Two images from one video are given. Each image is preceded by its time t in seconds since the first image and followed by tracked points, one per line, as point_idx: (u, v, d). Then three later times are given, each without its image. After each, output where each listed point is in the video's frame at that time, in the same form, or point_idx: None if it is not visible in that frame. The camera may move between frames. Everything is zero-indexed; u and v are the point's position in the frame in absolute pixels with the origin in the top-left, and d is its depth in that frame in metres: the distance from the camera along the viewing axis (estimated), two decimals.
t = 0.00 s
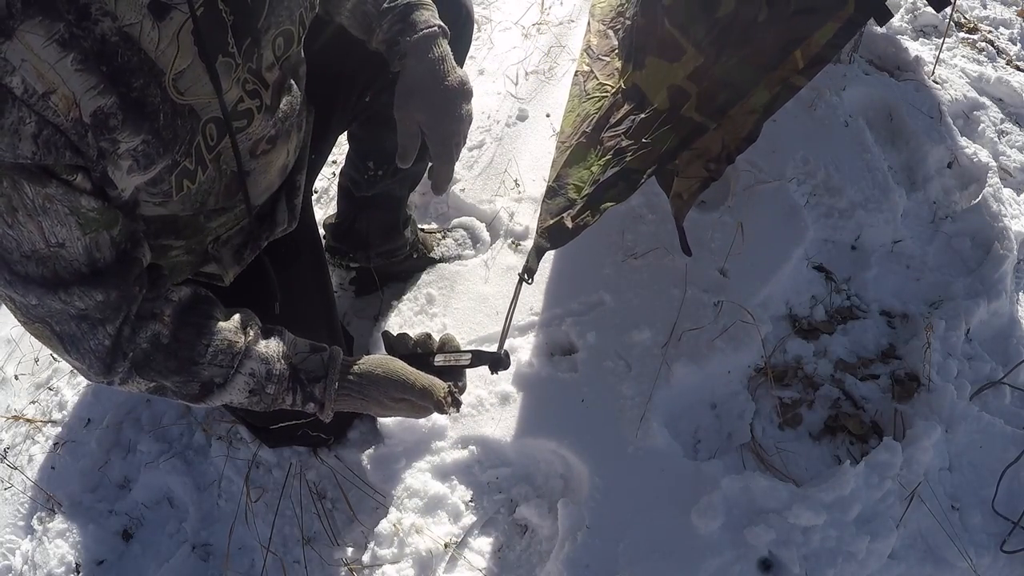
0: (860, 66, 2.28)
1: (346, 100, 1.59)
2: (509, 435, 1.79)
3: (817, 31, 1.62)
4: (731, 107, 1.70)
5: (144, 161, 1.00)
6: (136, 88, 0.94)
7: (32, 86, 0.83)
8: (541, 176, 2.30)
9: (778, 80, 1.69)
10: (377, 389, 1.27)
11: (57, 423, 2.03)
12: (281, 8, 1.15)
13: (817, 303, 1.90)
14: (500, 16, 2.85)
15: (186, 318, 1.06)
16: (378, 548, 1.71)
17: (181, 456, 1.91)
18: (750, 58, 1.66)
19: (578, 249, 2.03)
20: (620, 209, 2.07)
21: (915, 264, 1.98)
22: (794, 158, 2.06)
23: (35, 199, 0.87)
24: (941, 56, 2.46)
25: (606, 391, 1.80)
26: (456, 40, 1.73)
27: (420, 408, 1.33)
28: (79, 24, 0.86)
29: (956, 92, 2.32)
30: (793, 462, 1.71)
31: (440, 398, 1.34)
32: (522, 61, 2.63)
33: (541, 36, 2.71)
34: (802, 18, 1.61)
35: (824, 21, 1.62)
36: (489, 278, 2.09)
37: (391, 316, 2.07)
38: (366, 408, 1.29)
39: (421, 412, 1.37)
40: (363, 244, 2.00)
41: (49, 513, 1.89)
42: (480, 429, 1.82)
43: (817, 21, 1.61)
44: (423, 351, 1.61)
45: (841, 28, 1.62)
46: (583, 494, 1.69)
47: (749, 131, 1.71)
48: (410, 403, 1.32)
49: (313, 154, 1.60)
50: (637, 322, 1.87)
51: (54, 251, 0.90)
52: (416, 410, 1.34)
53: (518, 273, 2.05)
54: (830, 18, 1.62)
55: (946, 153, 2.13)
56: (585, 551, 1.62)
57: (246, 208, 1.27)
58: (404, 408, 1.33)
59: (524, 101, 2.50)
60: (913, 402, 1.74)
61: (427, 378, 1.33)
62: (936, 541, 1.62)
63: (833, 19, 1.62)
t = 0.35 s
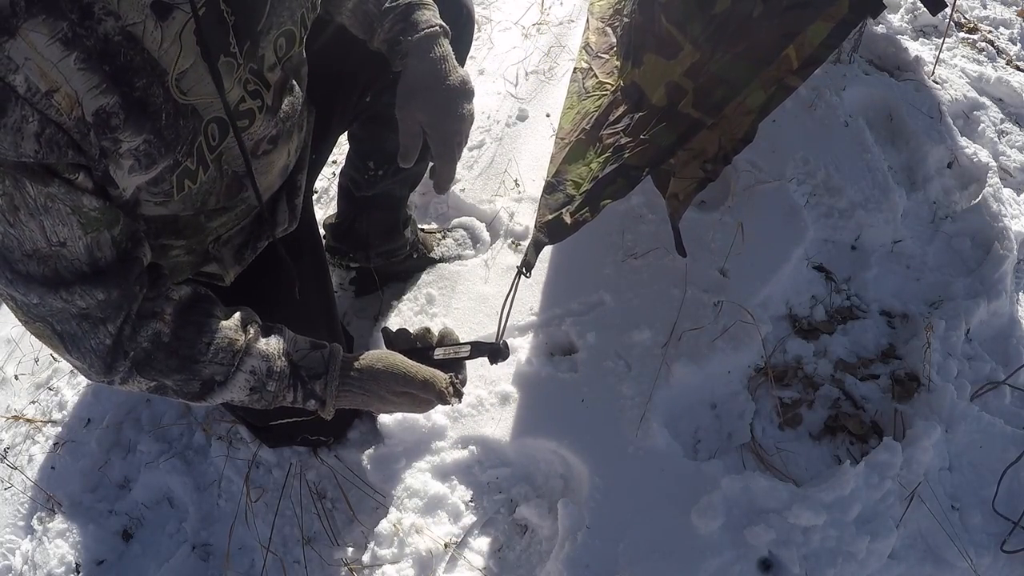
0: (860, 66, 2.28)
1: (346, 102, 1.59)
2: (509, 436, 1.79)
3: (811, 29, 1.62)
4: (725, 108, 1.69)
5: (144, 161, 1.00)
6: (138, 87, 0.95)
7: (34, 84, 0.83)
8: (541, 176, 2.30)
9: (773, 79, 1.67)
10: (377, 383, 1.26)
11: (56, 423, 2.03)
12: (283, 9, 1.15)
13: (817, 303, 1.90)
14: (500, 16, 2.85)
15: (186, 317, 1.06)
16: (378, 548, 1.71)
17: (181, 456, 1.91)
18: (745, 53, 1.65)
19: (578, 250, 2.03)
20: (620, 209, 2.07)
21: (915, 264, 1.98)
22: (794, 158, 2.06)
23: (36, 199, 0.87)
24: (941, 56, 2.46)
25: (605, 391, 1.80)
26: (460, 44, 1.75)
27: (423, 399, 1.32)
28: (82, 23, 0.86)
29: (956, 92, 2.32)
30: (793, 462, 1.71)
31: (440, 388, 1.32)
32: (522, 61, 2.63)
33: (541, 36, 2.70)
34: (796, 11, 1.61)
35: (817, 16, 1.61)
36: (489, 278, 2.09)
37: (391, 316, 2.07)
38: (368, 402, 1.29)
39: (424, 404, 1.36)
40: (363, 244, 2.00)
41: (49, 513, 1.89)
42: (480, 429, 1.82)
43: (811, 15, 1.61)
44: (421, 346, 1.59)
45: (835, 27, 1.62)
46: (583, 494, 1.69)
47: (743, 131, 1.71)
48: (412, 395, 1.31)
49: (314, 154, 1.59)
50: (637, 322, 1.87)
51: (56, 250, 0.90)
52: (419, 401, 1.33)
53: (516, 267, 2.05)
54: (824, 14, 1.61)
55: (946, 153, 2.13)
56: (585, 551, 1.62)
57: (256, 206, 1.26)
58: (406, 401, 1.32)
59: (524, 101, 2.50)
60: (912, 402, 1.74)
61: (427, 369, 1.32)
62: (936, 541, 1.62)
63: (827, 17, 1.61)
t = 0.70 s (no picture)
0: (860, 66, 2.29)
1: (346, 102, 1.60)
2: (509, 435, 1.79)
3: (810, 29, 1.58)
4: (722, 102, 1.67)
5: (145, 161, 1.00)
6: (139, 87, 0.95)
7: (36, 84, 0.83)
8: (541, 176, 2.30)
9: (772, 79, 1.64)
10: (372, 369, 1.27)
11: (56, 423, 2.03)
12: (282, 8, 1.15)
13: (817, 303, 1.90)
14: (500, 16, 2.84)
15: (187, 314, 1.06)
16: (378, 548, 1.71)
17: (181, 456, 1.91)
18: (739, 49, 1.62)
19: (578, 250, 2.04)
20: (620, 210, 2.07)
21: (915, 264, 1.98)
22: (794, 158, 2.06)
23: (38, 199, 0.87)
24: (941, 56, 2.46)
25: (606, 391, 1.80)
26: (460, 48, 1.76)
27: (421, 376, 1.32)
28: (83, 23, 0.86)
29: (956, 92, 2.32)
30: (793, 462, 1.71)
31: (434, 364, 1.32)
32: (522, 61, 2.63)
33: (541, 36, 2.70)
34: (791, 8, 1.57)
35: (814, 16, 1.58)
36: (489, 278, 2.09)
37: (391, 316, 2.07)
38: (370, 392, 1.30)
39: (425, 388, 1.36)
40: (363, 244, 2.00)
41: (49, 513, 1.89)
42: (480, 429, 1.81)
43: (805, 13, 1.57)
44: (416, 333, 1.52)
45: (836, 29, 1.58)
46: (583, 494, 1.69)
47: (744, 130, 1.68)
48: (410, 376, 1.31)
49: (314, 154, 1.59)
50: (637, 322, 1.87)
51: (57, 251, 0.90)
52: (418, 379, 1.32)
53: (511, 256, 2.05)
54: (818, 16, 1.58)
55: (946, 153, 2.13)
56: (585, 551, 1.62)
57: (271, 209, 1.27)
58: (406, 383, 1.32)
59: (524, 101, 2.50)
60: (913, 402, 1.74)
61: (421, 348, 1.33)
62: (937, 541, 1.61)
63: (827, 17, 1.58)
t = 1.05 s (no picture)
0: (860, 66, 2.29)
1: (347, 98, 1.60)
2: (508, 435, 1.77)
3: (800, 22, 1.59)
4: (712, 96, 1.69)
5: (146, 162, 1.00)
6: (141, 88, 0.94)
7: (37, 84, 0.83)
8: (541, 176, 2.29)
9: (759, 71, 1.66)
10: (367, 350, 1.26)
11: (56, 423, 2.03)
12: (285, 6, 1.14)
13: (817, 303, 1.90)
14: (500, 16, 2.84)
15: (177, 311, 1.06)
16: (378, 548, 1.71)
17: (181, 456, 1.91)
18: (729, 46, 1.63)
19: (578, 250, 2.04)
20: (620, 210, 2.07)
21: (915, 264, 1.98)
22: (794, 158, 2.06)
23: (35, 203, 0.87)
24: (941, 56, 2.46)
25: (605, 391, 1.79)
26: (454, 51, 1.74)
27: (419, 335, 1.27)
28: (84, 23, 0.86)
29: (956, 92, 2.32)
30: (793, 462, 1.71)
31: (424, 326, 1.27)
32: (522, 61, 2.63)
33: (541, 36, 2.70)
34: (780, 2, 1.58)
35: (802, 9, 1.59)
36: (489, 278, 2.08)
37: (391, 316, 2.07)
38: (376, 368, 1.29)
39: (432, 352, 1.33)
40: (363, 244, 1.99)
41: (50, 513, 1.89)
42: (480, 429, 1.80)
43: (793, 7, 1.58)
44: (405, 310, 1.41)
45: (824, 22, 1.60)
46: (583, 494, 1.69)
47: (730, 122, 1.72)
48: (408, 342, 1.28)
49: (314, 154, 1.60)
50: (637, 323, 1.87)
51: (52, 255, 0.91)
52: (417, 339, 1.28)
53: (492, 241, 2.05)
54: (804, 8, 1.58)
55: (946, 153, 2.13)
56: (585, 551, 1.62)
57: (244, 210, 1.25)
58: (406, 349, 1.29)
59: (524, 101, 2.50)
60: (913, 402, 1.74)
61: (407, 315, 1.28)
62: (937, 541, 1.61)
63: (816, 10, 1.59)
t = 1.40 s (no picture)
0: (860, 66, 2.29)
1: (347, 98, 1.60)
2: (509, 435, 1.77)
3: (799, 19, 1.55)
4: (711, 92, 1.68)
5: (145, 165, 1.02)
6: (141, 91, 0.97)
7: (34, 89, 0.86)
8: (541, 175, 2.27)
9: (757, 68, 1.64)
10: (345, 282, 1.27)
11: (56, 423, 2.03)
12: (285, 3, 1.16)
13: (817, 303, 1.90)
14: (500, 16, 2.84)
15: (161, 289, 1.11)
16: (378, 548, 1.71)
17: (181, 456, 1.91)
18: (728, 42, 1.62)
19: (579, 250, 2.04)
20: (620, 210, 2.07)
21: (915, 264, 1.98)
22: (794, 158, 2.06)
23: (31, 208, 0.92)
24: (941, 56, 2.46)
25: (606, 391, 1.79)
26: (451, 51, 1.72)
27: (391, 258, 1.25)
28: (84, 25, 0.88)
29: (956, 92, 2.32)
30: (793, 462, 1.71)
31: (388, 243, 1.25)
32: (522, 61, 2.63)
33: (541, 36, 2.70)
34: None
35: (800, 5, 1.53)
36: (489, 278, 2.08)
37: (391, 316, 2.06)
38: (363, 302, 1.30)
39: (417, 279, 1.31)
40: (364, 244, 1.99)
41: (50, 513, 1.89)
42: (480, 429, 1.80)
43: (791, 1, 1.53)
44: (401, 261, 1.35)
45: (823, 19, 1.54)
46: (583, 494, 1.69)
47: (729, 121, 1.70)
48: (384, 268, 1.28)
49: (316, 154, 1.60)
50: (638, 322, 1.87)
51: (48, 259, 0.97)
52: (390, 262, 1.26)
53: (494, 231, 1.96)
54: (804, 4, 1.53)
55: (946, 153, 2.13)
56: (585, 551, 1.62)
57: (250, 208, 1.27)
58: (385, 277, 1.29)
59: (524, 101, 2.50)
60: (912, 402, 1.74)
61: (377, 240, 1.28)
62: (936, 541, 1.62)
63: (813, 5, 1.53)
